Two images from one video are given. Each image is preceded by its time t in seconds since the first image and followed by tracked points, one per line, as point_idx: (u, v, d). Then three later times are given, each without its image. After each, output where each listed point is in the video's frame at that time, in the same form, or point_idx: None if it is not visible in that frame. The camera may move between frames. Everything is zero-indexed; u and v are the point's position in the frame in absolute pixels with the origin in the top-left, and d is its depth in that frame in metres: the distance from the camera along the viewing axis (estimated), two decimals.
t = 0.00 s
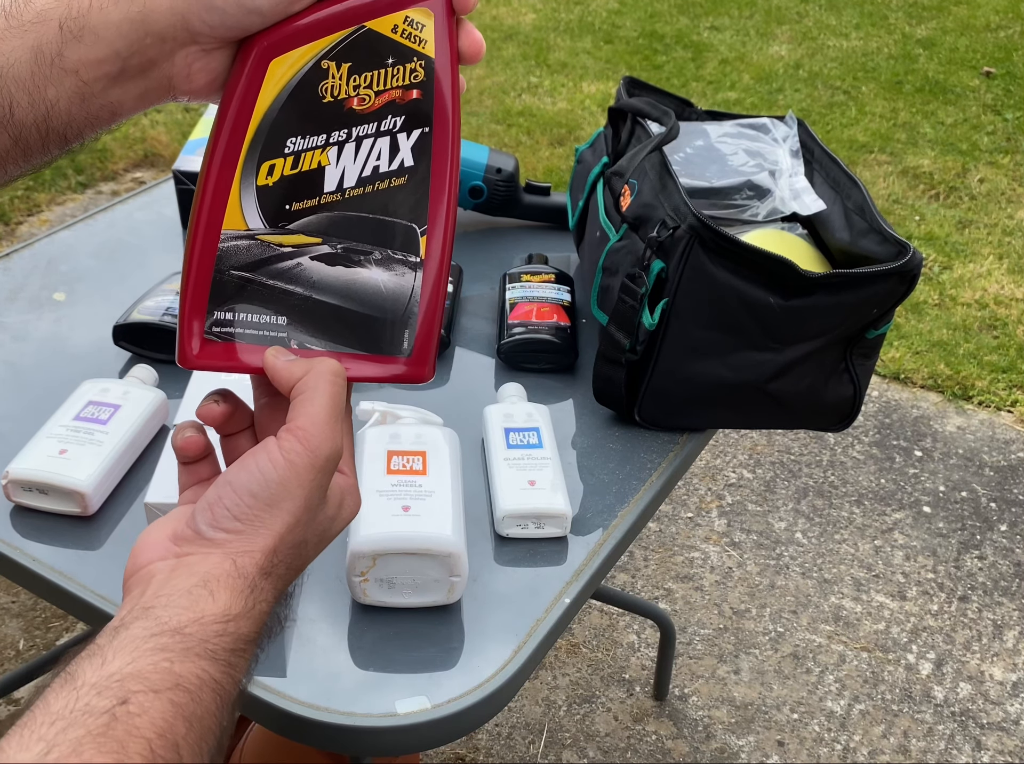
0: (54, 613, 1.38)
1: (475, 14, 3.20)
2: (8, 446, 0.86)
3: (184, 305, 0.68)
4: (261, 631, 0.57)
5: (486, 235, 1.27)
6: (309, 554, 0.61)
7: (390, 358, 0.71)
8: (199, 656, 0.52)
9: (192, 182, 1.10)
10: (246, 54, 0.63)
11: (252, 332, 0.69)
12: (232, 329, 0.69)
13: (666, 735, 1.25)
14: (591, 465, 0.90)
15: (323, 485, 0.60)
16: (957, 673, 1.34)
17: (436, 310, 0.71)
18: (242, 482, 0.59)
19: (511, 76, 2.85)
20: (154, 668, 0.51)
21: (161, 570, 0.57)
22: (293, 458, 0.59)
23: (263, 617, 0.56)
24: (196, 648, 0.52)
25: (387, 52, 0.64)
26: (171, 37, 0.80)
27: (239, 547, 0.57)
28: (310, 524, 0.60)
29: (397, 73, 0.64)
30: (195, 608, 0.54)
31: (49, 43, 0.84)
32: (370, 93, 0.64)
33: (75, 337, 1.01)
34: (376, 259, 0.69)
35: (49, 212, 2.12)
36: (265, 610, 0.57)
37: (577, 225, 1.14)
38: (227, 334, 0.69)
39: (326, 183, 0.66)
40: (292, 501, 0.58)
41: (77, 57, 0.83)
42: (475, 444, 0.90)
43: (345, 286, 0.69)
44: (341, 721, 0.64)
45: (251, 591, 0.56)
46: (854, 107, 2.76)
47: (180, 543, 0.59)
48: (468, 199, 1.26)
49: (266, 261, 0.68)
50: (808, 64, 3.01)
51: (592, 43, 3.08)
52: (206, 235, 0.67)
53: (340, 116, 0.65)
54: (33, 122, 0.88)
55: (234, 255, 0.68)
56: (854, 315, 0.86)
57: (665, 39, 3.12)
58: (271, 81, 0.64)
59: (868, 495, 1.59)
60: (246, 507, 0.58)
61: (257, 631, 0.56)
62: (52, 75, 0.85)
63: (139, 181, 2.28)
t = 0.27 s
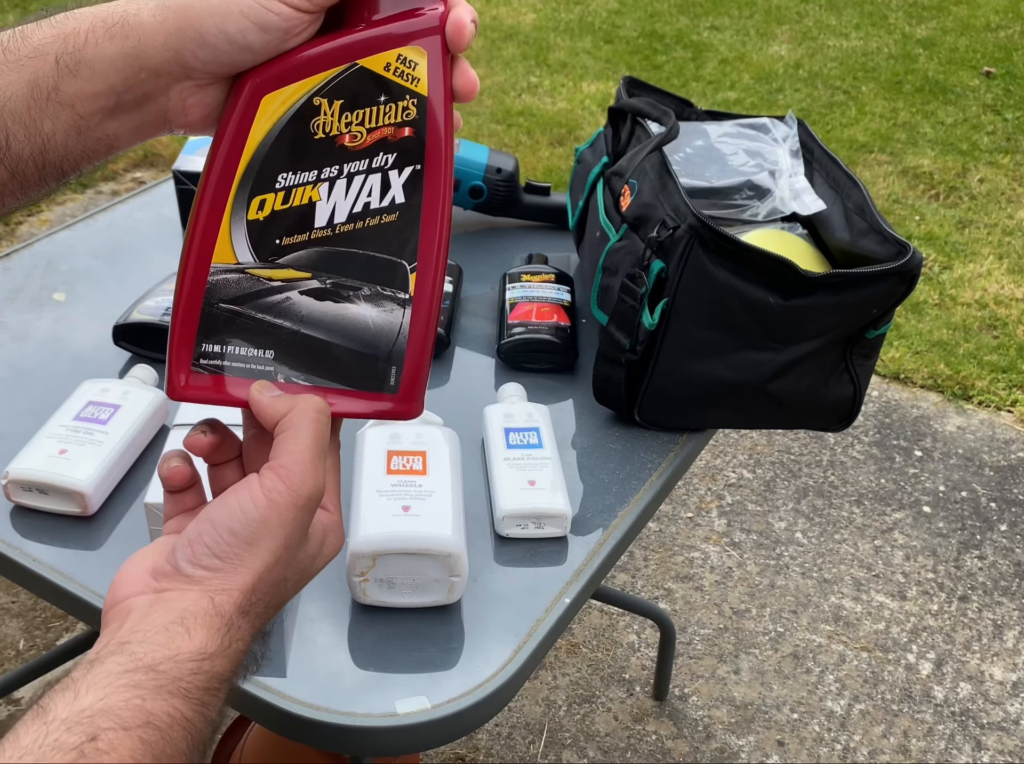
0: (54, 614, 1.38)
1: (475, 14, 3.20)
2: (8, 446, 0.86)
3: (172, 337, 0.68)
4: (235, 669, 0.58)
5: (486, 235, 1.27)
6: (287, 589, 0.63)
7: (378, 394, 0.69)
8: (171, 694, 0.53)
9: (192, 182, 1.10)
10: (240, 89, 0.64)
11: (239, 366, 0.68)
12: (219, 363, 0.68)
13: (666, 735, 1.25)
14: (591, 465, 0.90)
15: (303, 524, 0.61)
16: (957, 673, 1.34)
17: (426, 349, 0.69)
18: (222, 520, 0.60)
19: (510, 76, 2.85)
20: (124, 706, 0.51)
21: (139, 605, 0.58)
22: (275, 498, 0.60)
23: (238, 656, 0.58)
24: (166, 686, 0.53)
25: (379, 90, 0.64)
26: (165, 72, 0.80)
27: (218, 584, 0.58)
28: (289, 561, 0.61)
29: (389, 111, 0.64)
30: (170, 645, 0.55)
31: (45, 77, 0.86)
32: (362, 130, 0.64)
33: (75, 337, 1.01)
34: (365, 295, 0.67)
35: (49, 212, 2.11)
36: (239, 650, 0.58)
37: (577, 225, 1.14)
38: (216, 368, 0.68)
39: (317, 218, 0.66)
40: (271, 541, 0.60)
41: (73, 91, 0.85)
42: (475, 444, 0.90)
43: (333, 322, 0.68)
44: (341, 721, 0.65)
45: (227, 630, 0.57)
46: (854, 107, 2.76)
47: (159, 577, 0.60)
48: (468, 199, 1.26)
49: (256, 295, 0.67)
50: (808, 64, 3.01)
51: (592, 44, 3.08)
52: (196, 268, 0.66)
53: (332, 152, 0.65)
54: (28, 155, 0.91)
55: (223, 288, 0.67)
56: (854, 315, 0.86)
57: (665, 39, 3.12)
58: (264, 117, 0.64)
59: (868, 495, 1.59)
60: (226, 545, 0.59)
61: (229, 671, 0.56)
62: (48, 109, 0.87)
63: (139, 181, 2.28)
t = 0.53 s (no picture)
0: (54, 614, 1.38)
1: (475, 14, 3.20)
2: (8, 446, 0.86)
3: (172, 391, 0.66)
4: (216, 737, 0.56)
5: (487, 235, 1.27)
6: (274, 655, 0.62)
7: (376, 460, 0.67)
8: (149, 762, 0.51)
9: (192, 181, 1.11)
10: (251, 152, 0.62)
11: (238, 425, 0.67)
12: (218, 422, 0.67)
13: (666, 735, 1.25)
14: (591, 465, 0.90)
15: (294, 589, 0.61)
16: (957, 673, 1.34)
17: (426, 418, 0.67)
18: (212, 583, 0.59)
19: (510, 76, 2.85)
20: None
21: (123, 667, 0.57)
22: (267, 562, 0.60)
23: (220, 725, 0.56)
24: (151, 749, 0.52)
25: (391, 160, 0.62)
26: (177, 132, 0.78)
27: (205, 649, 0.58)
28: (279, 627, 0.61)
29: (399, 181, 0.63)
30: (152, 711, 0.53)
31: (56, 131, 0.83)
32: (371, 199, 0.63)
33: (74, 337, 1.01)
34: (366, 362, 0.65)
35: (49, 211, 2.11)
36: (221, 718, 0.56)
37: (577, 225, 1.14)
38: (213, 426, 0.67)
39: (322, 284, 0.64)
40: (261, 607, 0.59)
41: (83, 146, 0.82)
42: (475, 444, 0.90)
43: (333, 387, 0.66)
44: (342, 721, 0.65)
45: (210, 697, 0.56)
46: (854, 107, 2.76)
47: (142, 640, 0.59)
48: (468, 199, 1.26)
49: (258, 357, 0.66)
50: (808, 64, 3.01)
51: (592, 43, 3.08)
52: (198, 331, 0.65)
53: (340, 218, 0.63)
54: (35, 205, 0.89)
55: (224, 349, 0.66)
56: (853, 315, 0.86)
57: (665, 39, 3.12)
58: (272, 183, 0.62)
59: (868, 495, 1.59)
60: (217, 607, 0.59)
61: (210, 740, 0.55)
62: (57, 162, 0.85)
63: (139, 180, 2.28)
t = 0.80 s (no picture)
0: (54, 614, 1.38)
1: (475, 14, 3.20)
2: (8, 446, 0.86)
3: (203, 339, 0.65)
4: (260, 691, 0.56)
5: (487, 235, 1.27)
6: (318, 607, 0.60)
7: (415, 405, 0.66)
8: (193, 718, 0.51)
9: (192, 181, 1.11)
10: (275, 90, 0.61)
11: (272, 373, 0.66)
12: (253, 371, 0.66)
13: (666, 735, 1.25)
14: (591, 465, 0.90)
15: (335, 540, 0.59)
16: (957, 673, 1.34)
17: (466, 359, 0.66)
18: (252, 535, 0.58)
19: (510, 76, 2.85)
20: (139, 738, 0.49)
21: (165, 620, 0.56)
22: (306, 513, 0.58)
23: (266, 675, 0.56)
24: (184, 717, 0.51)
25: (420, 88, 0.61)
26: (197, 68, 0.78)
27: (246, 601, 0.57)
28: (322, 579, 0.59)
29: (430, 111, 0.61)
30: (194, 666, 0.53)
31: (72, 72, 0.85)
32: (401, 131, 0.62)
33: (75, 337, 1.01)
34: (403, 303, 0.65)
35: (49, 212, 2.12)
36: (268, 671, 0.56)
37: (577, 225, 1.14)
38: (248, 375, 0.66)
39: (353, 223, 0.63)
40: (302, 557, 0.58)
41: (101, 87, 0.83)
42: (475, 444, 0.90)
43: (371, 331, 0.65)
44: (342, 721, 0.64)
45: (252, 650, 0.55)
46: (855, 107, 2.76)
47: (185, 594, 0.58)
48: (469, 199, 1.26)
49: (290, 301, 0.65)
50: (808, 64, 3.01)
51: (592, 43, 3.08)
52: (227, 273, 0.64)
53: (370, 154, 0.62)
54: (54, 152, 0.89)
55: (255, 294, 0.65)
56: (854, 315, 0.86)
57: (665, 39, 3.12)
58: (299, 118, 0.61)
59: (868, 495, 1.59)
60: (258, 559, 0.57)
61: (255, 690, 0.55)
62: (75, 105, 0.85)
63: (139, 181, 2.28)
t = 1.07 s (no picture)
0: (54, 614, 1.38)
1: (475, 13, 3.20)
2: (8, 446, 0.86)
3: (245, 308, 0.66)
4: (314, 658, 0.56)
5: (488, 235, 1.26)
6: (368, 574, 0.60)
7: (463, 367, 0.69)
8: (248, 684, 0.52)
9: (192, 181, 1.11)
10: (309, 52, 0.60)
11: (318, 340, 0.67)
12: (298, 337, 0.67)
13: (666, 736, 1.25)
14: (591, 465, 0.90)
15: (385, 506, 0.59)
16: (957, 673, 1.34)
17: (509, 317, 0.68)
18: (302, 501, 0.58)
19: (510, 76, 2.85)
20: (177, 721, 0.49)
21: (218, 587, 0.57)
22: (356, 479, 0.57)
23: (319, 642, 0.56)
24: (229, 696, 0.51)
25: (457, 44, 0.61)
26: (231, 35, 0.76)
27: (298, 567, 0.57)
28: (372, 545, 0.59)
29: (467, 67, 0.62)
30: (248, 632, 0.54)
31: (105, 42, 0.83)
32: (439, 88, 0.62)
33: (76, 337, 1.01)
34: (445, 265, 0.66)
35: (49, 213, 2.12)
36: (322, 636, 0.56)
37: (577, 224, 1.14)
38: (291, 344, 0.67)
39: (393, 185, 0.64)
40: (353, 523, 0.57)
41: (134, 56, 0.81)
42: (475, 444, 0.90)
43: (415, 295, 0.67)
44: (342, 721, 0.64)
45: (306, 615, 0.56)
46: (855, 107, 2.76)
47: (238, 561, 0.59)
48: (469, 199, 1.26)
49: (331, 267, 0.66)
50: (808, 63, 3.01)
51: (592, 43, 3.08)
52: (269, 239, 0.65)
53: (409, 113, 0.62)
54: (89, 124, 0.87)
55: (296, 262, 0.65)
56: (853, 315, 0.86)
57: (665, 39, 3.12)
58: (336, 77, 0.61)
59: (869, 495, 1.59)
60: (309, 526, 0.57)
61: (310, 656, 0.55)
62: (108, 75, 0.84)
63: (139, 181, 2.28)
